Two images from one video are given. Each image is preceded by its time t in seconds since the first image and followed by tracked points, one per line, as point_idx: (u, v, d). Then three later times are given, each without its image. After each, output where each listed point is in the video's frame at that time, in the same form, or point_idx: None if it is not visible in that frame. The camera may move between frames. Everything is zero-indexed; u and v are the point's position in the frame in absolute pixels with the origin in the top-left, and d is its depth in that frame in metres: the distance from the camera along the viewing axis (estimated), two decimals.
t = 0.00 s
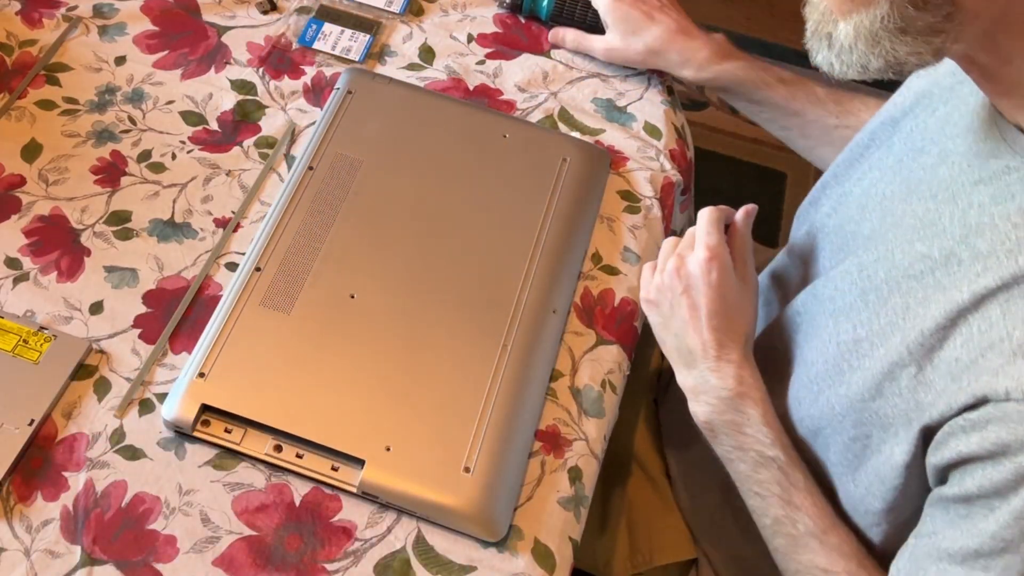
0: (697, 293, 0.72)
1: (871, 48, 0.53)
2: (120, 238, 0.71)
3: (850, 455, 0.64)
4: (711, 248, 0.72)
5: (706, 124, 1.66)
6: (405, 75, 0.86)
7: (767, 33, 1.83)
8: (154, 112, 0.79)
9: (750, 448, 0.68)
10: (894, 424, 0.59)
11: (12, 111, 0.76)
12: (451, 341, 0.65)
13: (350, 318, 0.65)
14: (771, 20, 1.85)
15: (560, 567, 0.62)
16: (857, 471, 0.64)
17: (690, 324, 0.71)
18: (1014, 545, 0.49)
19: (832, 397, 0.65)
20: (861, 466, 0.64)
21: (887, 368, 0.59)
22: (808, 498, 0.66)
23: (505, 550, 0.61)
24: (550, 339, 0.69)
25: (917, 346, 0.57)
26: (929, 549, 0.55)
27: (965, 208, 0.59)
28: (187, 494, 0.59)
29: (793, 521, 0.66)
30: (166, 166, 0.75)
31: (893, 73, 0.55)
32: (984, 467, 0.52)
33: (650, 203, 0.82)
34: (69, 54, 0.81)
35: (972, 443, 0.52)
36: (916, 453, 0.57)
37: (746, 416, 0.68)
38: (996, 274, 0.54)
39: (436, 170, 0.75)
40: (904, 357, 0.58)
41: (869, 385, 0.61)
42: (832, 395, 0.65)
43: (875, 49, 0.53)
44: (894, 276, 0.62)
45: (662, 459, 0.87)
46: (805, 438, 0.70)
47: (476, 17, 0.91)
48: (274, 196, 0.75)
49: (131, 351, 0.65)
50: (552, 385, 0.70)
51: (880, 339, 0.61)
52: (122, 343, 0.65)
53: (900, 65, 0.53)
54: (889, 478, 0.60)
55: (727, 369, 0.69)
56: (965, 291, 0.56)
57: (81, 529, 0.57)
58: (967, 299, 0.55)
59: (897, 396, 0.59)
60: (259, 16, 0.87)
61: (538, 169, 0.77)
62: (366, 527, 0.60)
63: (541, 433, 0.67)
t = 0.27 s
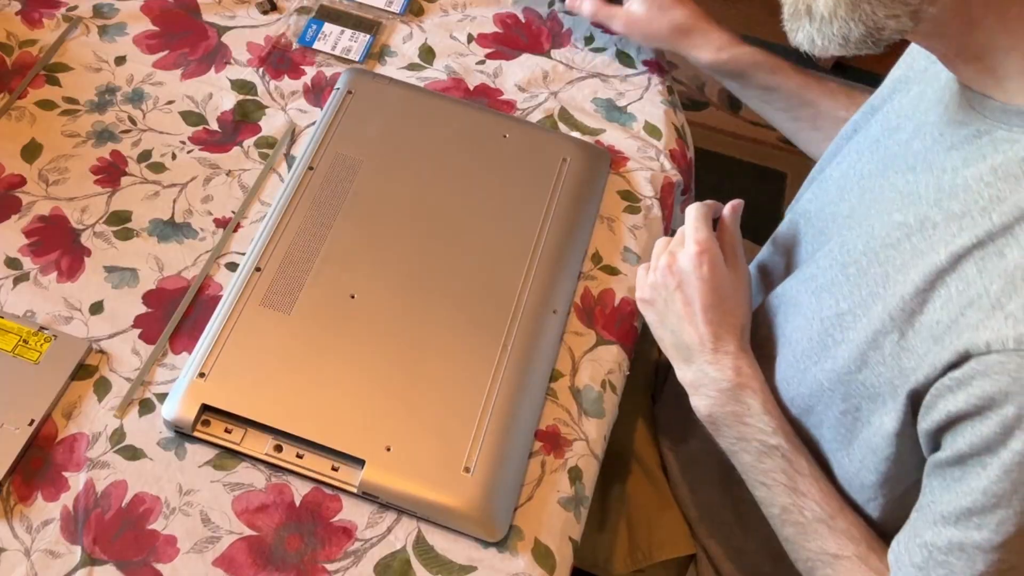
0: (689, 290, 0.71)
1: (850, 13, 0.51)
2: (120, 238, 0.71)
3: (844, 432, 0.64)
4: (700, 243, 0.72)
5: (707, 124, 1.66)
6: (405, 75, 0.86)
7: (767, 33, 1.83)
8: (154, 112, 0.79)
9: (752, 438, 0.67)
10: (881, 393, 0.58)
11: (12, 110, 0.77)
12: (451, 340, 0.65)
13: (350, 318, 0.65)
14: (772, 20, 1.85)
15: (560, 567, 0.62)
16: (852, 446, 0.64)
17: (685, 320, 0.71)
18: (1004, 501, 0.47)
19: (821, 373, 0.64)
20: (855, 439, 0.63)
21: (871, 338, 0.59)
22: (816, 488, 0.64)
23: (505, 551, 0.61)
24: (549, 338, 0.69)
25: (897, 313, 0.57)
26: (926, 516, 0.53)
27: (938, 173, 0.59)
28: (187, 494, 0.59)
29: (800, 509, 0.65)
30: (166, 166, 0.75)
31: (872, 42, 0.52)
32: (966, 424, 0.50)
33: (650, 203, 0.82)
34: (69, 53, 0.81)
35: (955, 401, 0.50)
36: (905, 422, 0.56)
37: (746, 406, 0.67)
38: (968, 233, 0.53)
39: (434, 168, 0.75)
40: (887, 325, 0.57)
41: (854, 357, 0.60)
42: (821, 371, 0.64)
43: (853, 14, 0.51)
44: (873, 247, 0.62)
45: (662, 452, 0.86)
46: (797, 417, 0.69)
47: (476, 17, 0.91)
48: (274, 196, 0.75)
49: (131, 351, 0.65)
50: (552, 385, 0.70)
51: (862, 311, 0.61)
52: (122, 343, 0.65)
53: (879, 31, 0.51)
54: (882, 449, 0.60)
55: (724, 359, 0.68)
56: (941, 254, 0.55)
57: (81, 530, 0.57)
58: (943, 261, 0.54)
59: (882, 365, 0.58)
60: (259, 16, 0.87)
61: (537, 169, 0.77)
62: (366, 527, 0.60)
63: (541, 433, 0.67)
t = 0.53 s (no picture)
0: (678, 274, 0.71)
1: None
2: (120, 238, 0.71)
3: (829, 411, 0.64)
4: (687, 226, 0.72)
5: (707, 124, 1.67)
6: (405, 75, 0.86)
7: (767, 33, 1.83)
8: (154, 112, 0.79)
9: (736, 419, 0.67)
10: (862, 372, 0.58)
11: (12, 110, 0.77)
12: (449, 338, 0.65)
13: (350, 318, 0.65)
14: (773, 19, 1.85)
15: (560, 567, 0.62)
16: (836, 426, 0.64)
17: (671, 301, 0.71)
18: (980, 470, 0.48)
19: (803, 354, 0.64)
20: (840, 419, 0.63)
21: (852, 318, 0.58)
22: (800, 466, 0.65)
23: (505, 551, 0.61)
24: (549, 336, 0.69)
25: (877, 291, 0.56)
26: (905, 490, 0.53)
27: (920, 153, 0.59)
28: (187, 494, 0.59)
29: (782, 488, 0.65)
30: (165, 166, 0.75)
31: (859, 28, 0.51)
32: (940, 399, 0.50)
33: (650, 203, 0.82)
34: (69, 53, 0.81)
35: (931, 373, 0.50)
36: (884, 398, 0.56)
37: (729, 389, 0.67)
38: (946, 210, 0.53)
39: (433, 167, 0.75)
40: (865, 302, 0.57)
41: (834, 337, 0.60)
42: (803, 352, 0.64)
43: None
44: (853, 227, 0.62)
45: (658, 452, 0.86)
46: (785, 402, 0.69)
47: (476, 17, 0.91)
48: (274, 196, 0.75)
49: (131, 351, 0.65)
50: (552, 385, 0.70)
51: (843, 291, 0.61)
52: (122, 343, 0.65)
53: (865, 15, 0.50)
54: (862, 429, 0.60)
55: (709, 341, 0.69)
56: (921, 231, 0.54)
57: (81, 530, 0.57)
58: (921, 237, 0.54)
59: (862, 343, 0.58)
60: (259, 15, 0.87)
61: (536, 169, 0.77)
62: (366, 527, 0.60)
63: (541, 433, 0.67)
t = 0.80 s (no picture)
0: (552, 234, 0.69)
1: None
2: (120, 238, 0.71)
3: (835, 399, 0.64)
4: (614, 172, 0.70)
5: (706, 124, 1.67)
6: (404, 75, 0.85)
7: (767, 33, 1.83)
8: (154, 112, 0.79)
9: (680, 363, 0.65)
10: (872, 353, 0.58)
11: (12, 110, 0.77)
12: (450, 339, 0.65)
13: (350, 319, 0.65)
14: (774, 19, 1.85)
15: (560, 567, 0.62)
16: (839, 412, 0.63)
17: (612, 246, 0.67)
18: (992, 429, 0.46)
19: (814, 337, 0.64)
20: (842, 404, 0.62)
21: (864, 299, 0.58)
22: (706, 432, 0.64)
23: (505, 550, 0.61)
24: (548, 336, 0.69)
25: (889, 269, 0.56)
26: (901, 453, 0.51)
27: (930, 133, 0.59)
28: (187, 494, 0.59)
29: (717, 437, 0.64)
30: (165, 166, 0.75)
31: (873, 11, 0.53)
32: (949, 360, 0.49)
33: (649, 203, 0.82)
34: (69, 53, 0.81)
35: (941, 334, 0.50)
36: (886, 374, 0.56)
37: (656, 349, 0.65)
38: (960, 183, 0.53)
39: (433, 167, 0.75)
40: (877, 282, 0.57)
41: (843, 319, 0.60)
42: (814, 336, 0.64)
43: None
44: (861, 210, 0.61)
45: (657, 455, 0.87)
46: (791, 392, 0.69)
47: (476, 17, 0.92)
48: (274, 196, 0.75)
49: (131, 351, 0.65)
50: (552, 385, 0.70)
51: (854, 273, 0.60)
52: (122, 343, 0.65)
53: None
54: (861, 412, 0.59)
55: (657, 297, 0.66)
56: (933, 206, 0.54)
57: (81, 529, 0.57)
58: (933, 212, 0.54)
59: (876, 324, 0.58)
60: (259, 15, 0.87)
61: (537, 168, 0.77)
62: (366, 527, 0.60)
63: (541, 433, 0.67)
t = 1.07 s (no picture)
0: (439, 122, 0.74)
1: None
2: (120, 238, 0.71)
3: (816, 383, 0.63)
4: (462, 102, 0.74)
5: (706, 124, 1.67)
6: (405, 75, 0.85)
7: (767, 33, 1.83)
8: (154, 112, 0.79)
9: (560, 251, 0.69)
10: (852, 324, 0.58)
11: (12, 110, 0.76)
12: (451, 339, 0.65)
13: (350, 318, 0.65)
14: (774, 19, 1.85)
15: (560, 566, 0.62)
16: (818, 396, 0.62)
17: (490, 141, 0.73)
18: (949, 356, 0.44)
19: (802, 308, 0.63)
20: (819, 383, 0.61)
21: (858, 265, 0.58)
22: (577, 310, 0.65)
23: (505, 550, 0.61)
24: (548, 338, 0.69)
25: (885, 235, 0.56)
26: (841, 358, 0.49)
27: (938, 111, 0.59)
28: (187, 494, 0.59)
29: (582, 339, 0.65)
30: (165, 166, 0.75)
31: None
32: (918, 292, 0.48)
33: (650, 203, 0.82)
34: (69, 54, 0.81)
35: (916, 272, 0.49)
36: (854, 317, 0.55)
37: (539, 229, 0.69)
38: (968, 152, 0.52)
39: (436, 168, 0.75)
40: (876, 252, 0.56)
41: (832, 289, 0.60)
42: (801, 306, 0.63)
43: None
44: (865, 186, 0.61)
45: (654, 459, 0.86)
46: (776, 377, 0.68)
47: (476, 17, 0.92)
48: (274, 196, 0.75)
49: (131, 351, 0.65)
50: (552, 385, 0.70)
51: (847, 244, 0.60)
52: (122, 343, 0.65)
53: None
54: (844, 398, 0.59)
55: (541, 182, 0.71)
56: (938, 175, 0.54)
57: (81, 529, 0.57)
58: (938, 180, 0.53)
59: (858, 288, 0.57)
60: (259, 15, 0.87)
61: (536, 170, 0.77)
62: (366, 527, 0.60)
63: (541, 433, 0.67)
